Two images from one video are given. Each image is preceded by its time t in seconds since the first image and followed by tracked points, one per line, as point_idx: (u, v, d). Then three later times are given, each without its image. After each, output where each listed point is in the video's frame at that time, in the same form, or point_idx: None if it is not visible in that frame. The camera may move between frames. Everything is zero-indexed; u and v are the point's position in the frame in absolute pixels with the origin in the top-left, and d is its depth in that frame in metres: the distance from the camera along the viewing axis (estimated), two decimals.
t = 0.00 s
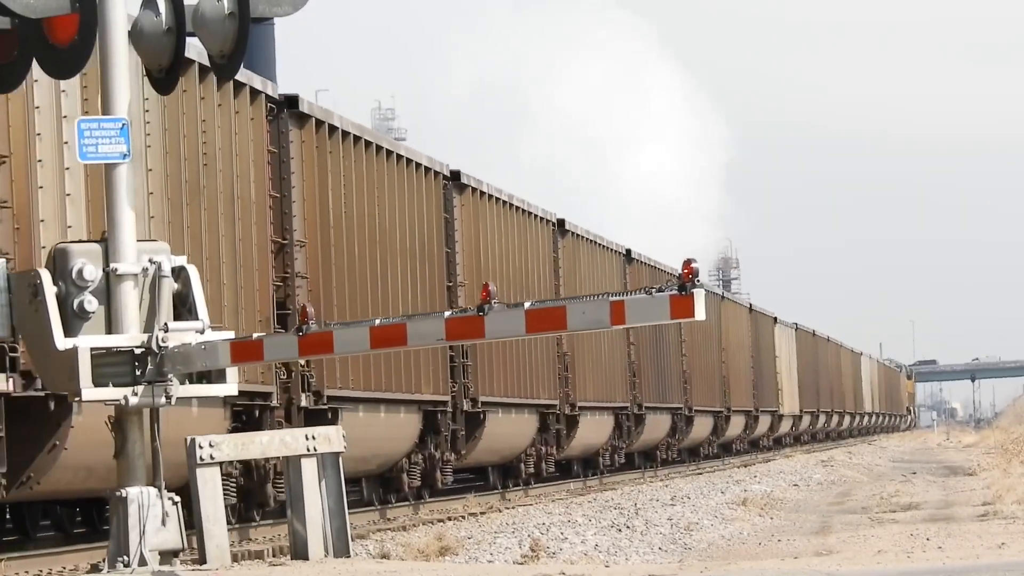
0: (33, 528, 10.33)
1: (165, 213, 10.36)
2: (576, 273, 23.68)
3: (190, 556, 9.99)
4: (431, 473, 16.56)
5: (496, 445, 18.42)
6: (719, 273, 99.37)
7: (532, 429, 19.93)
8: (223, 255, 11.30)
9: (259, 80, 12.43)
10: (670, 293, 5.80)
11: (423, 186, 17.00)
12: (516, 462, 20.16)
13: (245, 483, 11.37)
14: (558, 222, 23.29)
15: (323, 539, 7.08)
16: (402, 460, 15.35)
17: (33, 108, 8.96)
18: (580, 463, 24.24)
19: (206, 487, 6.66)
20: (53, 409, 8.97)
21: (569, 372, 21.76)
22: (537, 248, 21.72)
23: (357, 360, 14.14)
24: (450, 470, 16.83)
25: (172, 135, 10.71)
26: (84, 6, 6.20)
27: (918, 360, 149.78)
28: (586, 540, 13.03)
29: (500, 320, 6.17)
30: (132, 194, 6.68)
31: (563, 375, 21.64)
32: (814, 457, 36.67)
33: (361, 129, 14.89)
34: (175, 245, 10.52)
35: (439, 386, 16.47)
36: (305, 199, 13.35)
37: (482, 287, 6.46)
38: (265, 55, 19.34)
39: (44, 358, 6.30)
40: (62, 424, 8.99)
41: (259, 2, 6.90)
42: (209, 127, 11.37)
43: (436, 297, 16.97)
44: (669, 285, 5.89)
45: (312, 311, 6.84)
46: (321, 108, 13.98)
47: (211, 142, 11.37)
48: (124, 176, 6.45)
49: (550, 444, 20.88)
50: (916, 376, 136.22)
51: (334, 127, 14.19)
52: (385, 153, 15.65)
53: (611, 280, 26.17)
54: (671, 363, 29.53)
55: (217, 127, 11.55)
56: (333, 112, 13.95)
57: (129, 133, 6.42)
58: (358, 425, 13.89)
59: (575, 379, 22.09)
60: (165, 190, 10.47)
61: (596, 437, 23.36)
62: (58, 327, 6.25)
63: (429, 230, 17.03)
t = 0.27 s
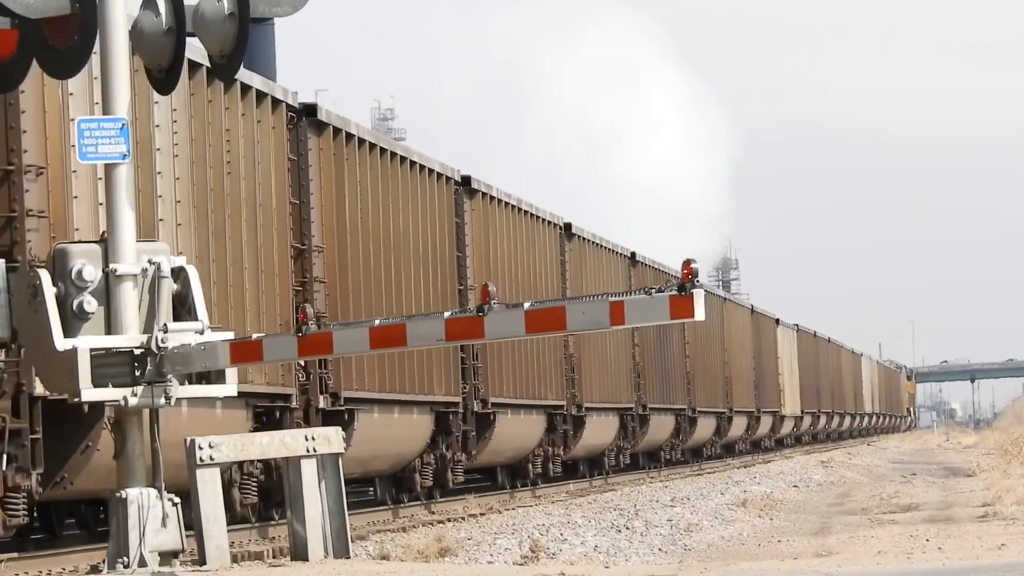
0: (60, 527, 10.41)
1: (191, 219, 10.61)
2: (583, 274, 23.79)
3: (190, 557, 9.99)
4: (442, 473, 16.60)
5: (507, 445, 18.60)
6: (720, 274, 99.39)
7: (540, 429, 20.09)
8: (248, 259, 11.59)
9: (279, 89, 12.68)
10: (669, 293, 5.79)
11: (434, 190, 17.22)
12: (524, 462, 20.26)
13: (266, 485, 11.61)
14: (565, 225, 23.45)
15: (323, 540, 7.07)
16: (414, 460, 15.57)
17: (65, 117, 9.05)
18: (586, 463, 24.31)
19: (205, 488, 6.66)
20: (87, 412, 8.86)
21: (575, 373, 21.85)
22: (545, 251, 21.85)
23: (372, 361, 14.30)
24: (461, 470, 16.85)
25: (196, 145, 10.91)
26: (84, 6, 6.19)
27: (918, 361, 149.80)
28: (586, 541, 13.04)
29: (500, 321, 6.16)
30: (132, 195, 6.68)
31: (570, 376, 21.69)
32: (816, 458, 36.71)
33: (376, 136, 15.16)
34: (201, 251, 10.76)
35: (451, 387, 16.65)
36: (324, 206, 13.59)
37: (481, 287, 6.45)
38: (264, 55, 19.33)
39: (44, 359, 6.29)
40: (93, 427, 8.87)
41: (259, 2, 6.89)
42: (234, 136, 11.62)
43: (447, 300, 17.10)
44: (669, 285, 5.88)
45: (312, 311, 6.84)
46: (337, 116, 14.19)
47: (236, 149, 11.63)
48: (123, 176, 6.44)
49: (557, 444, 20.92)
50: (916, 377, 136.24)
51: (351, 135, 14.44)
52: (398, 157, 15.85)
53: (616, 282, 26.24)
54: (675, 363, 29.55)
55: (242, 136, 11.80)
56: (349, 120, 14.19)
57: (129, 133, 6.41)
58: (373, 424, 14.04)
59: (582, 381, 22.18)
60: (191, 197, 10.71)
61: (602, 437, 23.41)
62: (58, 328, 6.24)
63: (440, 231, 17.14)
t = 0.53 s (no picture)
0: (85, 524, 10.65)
1: (216, 226, 11.00)
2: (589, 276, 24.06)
3: (190, 557, 10.00)
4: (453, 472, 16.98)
5: (517, 444, 18.94)
6: (721, 274, 99.44)
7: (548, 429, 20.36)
8: (269, 264, 12.03)
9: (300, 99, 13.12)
10: (670, 293, 5.79)
11: (445, 195, 17.60)
12: (532, 462, 20.53)
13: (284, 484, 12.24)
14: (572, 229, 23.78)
15: (323, 540, 7.07)
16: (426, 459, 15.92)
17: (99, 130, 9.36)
18: (592, 462, 24.45)
19: (205, 488, 6.66)
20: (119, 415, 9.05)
21: (584, 374, 22.07)
22: (552, 254, 22.23)
23: (387, 362, 14.70)
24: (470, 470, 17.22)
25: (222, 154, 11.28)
26: (84, 6, 6.19)
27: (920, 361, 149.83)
28: (586, 541, 13.05)
29: (500, 321, 6.15)
30: (132, 195, 6.68)
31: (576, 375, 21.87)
32: (817, 458, 36.76)
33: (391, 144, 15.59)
34: (225, 257, 11.14)
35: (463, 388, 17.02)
36: (342, 212, 14.03)
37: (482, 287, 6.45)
38: (264, 55, 19.33)
39: (44, 359, 6.29)
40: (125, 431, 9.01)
41: (259, 1, 6.89)
42: (257, 146, 12.04)
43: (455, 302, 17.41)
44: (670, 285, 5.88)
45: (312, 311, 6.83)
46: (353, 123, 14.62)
47: (259, 158, 12.03)
48: (124, 176, 6.44)
49: (565, 443, 21.17)
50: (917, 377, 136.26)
51: (367, 143, 14.89)
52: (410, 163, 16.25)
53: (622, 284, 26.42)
54: (679, 363, 29.62)
55: (264, 145, 12.22)
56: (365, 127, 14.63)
57: (129, 133, 6.42)
58: (387, 425, 14.45)
59: (590, 381, 22.35)
60: (216, 205, 11.11)
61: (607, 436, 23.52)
62: (58, 328, 6.25)
63: (451, 234, 17.55)
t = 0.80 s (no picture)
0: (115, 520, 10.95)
1: (238, 233, 11.48)
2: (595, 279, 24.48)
3: (190, 557, 9.99)
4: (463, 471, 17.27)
5: (526, 443, 19.25)
6: (721, 274, 99.55)
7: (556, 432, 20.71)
8: (289, 270, 12.50)
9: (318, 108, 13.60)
10: (670, 293, 5.79)
11: (456, 198, 18.05)
12: (540, 461, 20.86)
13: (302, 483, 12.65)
14: (578, 231, 24.22)
15: (323, 540, 7.07)
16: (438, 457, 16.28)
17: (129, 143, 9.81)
18: (598, 461, 24.78)
19: (205, 488, 6.66)
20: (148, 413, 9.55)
21: (590, 374, 22.50)
22: (559, 256, 22.67)
23: (403, 363, 15.05)
24: (481, 468, 17.45)
25: (243, 164, 11.81)
26: (84, 7, 6.19)
27: (921, 362, 149.86)
28: (586, 541, 13.04)
29: (499, 321, 6.14)
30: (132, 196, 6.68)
31: (583, 376, 22.26)
32: (818, 458, 36.85)
33: (406, 151, 16.04)
34: (247, 261, 11.60)
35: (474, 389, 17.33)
36: (359, 218, 14.44)
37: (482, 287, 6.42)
38: (264, 55, 19.32)
39: (44, 359, 6.29)
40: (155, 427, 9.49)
41: (260, 2, 6.89)
42: (278, 154, 12.54)
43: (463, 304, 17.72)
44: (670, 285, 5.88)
45: (313, 311, 6.81)
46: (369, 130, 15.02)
47: (279, 166, 12.54)
48: (123, 177, 6.43)
49: (571, 443, 21.52)
50: (918, 377, 136.31)
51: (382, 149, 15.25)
52: (424, 168, 16.72)
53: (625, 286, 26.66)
54: (682, 363, 29.71)
55: (284, 154, 12.72)
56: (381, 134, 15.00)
57: (129, 133, 6.41)
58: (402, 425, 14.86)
59: (596, 381, 22.79)
60: (238, 213, 11.59)
61: (612, 437, 23.85)
62: (58, 328, 6.25)
63: (463, 237, 18.07)
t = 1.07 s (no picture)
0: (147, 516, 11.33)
1: (260, 238, 12.10)
2: (602, 281, 24.96)
3: (190, 556, 10.00)
4: (474, 470, 17.69)
5: (534, 443, 19.63)
6: (722, 275, 99.63)
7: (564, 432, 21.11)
8: (308, 272, 13.15)
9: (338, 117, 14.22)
10: (670, 293, 5.78)
11: (468, 203, 18.53)
12: (548, 460, 21.21)
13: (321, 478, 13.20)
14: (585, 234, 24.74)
15: (323, 540, 7.07)
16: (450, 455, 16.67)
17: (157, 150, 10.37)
18: (603, 461, 25.03)
19: (205, 488, 6.66)
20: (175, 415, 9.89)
21: (596, 374, 22.80)
22: (568, 260, 23.17)
23: (418, 364, 15.56)
24: (491, 467, 17.89)
25: (264, 171, 12.43)
26: (84, 6, 6.19)
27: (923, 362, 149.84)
28: (587, 541, 13.03)
29: (500, 321, 6.14)
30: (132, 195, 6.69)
31: (590, 376, 22.61)
32: (821, 458, 36.99)
33: (420, 156, 16.58)
34: (268, 265, 12.21)
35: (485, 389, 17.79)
36: (373, 222, 15.02)
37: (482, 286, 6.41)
38: (264, 55, 19.31)
39: (44, 359, 6.29)
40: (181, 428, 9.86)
41: (260, 2, 6.90)
42: (297, 161, 13.21)
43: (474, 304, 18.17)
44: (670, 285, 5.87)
45: (312, 311, 6.80)
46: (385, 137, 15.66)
47: (298, 173, 13.21)
48: (123, 177, 6.44)
49: (578, 443, 21.92)
50: (919, 377, 136.34)
51: (398, 155, 15.86)
52: (437, 174, 17.26)
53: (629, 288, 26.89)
54: (685, 364, 29.78)
55: (303, 161, 13.38)
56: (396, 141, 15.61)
57: (129, 133, 6.42)
58: (417, 425, 15.35)
59: (602, 382, 23.12)
60: (261, 218, 12.23)
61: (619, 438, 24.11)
62: (58, 328, 6.25)
63: (477, 241, 18.63)
